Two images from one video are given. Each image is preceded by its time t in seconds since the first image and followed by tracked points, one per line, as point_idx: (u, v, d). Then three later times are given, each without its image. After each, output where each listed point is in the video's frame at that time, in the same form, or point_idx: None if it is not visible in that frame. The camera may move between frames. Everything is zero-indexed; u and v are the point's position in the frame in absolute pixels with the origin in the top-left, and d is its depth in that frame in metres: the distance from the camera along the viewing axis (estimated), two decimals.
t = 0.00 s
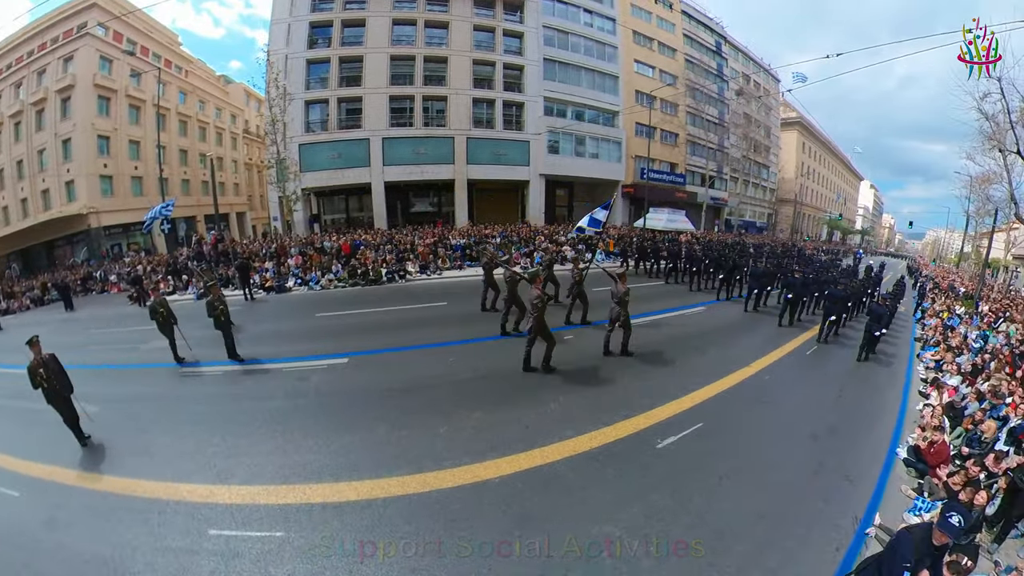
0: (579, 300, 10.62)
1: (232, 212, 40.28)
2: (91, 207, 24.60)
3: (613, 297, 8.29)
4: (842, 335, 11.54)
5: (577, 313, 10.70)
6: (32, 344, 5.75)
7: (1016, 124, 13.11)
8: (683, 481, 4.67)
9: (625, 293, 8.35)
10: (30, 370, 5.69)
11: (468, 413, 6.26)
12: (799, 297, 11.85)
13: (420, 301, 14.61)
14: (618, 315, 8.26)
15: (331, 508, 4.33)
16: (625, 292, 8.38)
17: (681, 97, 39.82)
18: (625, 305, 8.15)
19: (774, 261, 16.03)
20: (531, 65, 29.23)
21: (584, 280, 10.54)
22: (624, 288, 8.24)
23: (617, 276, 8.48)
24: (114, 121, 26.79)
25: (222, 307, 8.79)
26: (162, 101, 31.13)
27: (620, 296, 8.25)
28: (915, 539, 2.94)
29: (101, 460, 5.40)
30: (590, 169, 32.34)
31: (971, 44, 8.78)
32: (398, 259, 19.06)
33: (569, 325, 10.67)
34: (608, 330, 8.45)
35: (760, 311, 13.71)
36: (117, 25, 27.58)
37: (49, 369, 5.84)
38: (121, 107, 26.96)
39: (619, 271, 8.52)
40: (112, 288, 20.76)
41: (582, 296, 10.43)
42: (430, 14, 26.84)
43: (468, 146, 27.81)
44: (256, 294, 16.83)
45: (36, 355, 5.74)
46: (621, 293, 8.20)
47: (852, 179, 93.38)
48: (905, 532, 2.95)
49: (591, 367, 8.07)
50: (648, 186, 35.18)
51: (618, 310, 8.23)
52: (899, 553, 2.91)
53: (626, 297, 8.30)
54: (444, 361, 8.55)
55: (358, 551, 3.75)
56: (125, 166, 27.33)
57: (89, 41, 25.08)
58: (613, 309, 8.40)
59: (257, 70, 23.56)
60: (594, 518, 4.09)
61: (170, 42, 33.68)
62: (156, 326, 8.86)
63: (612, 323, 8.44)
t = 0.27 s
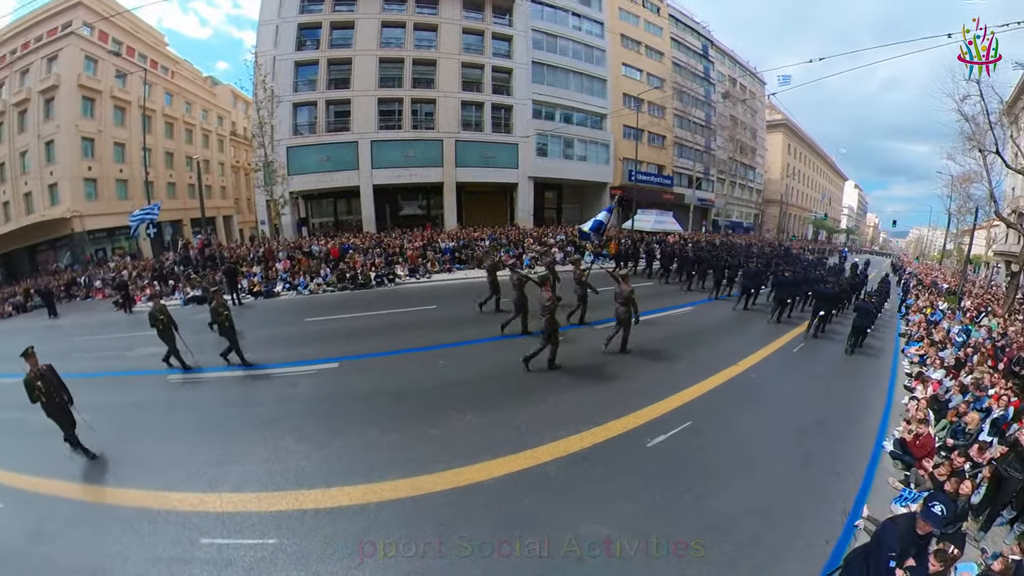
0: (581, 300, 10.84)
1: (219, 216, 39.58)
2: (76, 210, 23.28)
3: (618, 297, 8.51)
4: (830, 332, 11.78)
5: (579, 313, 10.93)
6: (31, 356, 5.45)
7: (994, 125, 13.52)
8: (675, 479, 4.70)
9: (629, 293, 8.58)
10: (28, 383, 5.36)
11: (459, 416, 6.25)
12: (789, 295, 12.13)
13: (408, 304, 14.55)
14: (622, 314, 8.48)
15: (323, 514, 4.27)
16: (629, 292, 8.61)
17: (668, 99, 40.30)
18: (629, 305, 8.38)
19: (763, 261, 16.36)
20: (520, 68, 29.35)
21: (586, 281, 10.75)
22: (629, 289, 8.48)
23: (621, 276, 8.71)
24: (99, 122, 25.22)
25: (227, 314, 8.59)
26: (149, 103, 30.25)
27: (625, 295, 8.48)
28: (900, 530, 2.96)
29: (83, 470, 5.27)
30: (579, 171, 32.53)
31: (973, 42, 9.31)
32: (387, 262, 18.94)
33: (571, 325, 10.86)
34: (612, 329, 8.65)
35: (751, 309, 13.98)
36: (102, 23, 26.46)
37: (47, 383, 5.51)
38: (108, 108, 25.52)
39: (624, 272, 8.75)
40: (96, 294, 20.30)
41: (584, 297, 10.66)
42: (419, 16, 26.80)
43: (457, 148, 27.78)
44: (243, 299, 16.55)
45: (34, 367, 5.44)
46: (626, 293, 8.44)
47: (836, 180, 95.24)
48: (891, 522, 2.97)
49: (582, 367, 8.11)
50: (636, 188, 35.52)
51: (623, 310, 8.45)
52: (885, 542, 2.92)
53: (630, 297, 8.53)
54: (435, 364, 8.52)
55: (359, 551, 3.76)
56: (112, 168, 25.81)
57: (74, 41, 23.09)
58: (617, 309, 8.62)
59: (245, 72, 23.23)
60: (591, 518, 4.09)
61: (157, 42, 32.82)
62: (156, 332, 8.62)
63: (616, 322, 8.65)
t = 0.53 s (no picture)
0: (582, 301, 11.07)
1: (207, 220, 38.91)
2: (62, 215, 22.19)
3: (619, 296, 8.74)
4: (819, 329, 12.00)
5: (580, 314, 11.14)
6: (29, 363, 5.15)
7: (975, 126, 13.90)
8: (667, 478, 4.74)
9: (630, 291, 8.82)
10: (26, 392, 5.08)
11: (449, 420, 6.22)
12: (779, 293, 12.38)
13: (397, 309, 14.48)
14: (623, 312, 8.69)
15: (315, 521, 4.20)
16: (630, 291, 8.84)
17: (656, 103, 40.79)
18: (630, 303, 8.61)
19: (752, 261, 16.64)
20: (509, 72, 29.48)
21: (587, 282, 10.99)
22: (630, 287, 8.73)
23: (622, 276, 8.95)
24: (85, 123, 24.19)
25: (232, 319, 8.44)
26: (136, 105, 29.51)
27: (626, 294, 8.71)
28: (887, 522, 2.92)
29: (67, 481, 5.13)
30: (568, 174, 32.70)
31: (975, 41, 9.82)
32: (376, 267, 18.83)
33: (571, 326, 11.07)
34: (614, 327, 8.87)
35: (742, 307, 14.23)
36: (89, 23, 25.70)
37: (46, 392, 5.23)
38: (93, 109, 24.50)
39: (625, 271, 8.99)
40: (81, 299, 19.90)
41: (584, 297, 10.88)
42: (409, 20, 26.79)
43: (446, 152, 27.74)
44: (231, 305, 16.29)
45: (33, 373, 5.16)
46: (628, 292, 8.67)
47: (821, 181, 97.02)
48: (879, 515, 2.92)
49: (572, 369, 8.15)
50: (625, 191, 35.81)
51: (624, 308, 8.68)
52: (872, 534, 2.88)
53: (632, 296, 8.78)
54: (425, 369, 8.48)
55: (359, 551, 3.80)
56: (98, 171, 24.88)
57: (61, 41, 22.38)
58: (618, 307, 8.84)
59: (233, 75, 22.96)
60: (587, 519, 4.10)
61: (144, 43, 32.18)
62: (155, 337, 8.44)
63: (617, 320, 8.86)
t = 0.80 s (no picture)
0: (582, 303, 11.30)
1: (195, 224, 38.28)
2: (46, 218, 22.13)
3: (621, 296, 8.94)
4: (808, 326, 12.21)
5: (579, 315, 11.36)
6: (33, 370, 5.02)
7: (956, 128, 14.27)
8: (662, 477, 4.77)
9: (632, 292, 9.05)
10: (30, 400, 4.94)
11: (442, 424, 6.18)
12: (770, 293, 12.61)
13: (388, 313, 14.38)
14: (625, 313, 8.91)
15: (308, 528, 4.15)
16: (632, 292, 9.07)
17: (645, 107, 41.25)
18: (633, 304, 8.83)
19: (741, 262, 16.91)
20: (499, 75, 29.61)
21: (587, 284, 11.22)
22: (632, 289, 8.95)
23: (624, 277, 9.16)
24: (71, 124, 23.90)
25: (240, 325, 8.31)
26: (122, 106, 28.96)
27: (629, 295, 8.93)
28: (876, 513, 2.99)
29: (51, 491, 4.99)
30: (558, 177, 32.83)
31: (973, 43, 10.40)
32: (366, 271, 18.68)
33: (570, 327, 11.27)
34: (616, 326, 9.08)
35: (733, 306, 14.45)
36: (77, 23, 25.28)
37: (51, 399, 5.08)
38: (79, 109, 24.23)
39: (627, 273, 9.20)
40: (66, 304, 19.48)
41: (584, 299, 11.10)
42: (399, 23, 26.76)
43: (436, 155, 27.68)
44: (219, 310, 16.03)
45: (36, 381, 5.02)
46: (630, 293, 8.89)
47: (807, 183, 98.64)
48: (868, 507, 3.00)
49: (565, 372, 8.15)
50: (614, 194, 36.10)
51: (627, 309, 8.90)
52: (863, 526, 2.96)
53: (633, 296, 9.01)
54: (417, 373, 8.42)
55: (359, 551, 3.81)
56: (83, 173, 24.47)
57: (45, 39, 21.85)
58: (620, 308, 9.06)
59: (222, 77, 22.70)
60: (584, 519, 4.11)
61: (133, 44, 31.70)
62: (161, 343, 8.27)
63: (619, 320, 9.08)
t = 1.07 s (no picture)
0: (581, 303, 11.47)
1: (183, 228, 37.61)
2: (31, 220, 21.95)
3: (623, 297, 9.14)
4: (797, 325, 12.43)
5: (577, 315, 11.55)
6: (35, 377, 4.83)
7: (938, 131, 14.64)
8: (658, 476, 4.79)
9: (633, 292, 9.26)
10: (34, 408, 4.74)
11: (437, 428, 6.14)
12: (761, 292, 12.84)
13: (379, 317, 14.28)
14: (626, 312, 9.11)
15: (303, 535, 4.08)
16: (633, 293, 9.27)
17: (634, 110, 41.68)
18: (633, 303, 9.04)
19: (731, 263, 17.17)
20: (490, 79, 29.69)
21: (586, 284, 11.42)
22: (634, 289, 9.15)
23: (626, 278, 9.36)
24: (58, 126, 23.71)
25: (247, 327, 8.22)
26: (109, 107, 28.35)
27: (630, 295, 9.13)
28: (867, 503, 2.98)
29: (36, 502, 4.86)
30: (548, 180, 32.99)
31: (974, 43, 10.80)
32: (357, 275, 18.53)
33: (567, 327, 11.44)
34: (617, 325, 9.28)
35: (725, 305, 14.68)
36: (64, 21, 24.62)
37: (55, 407, 4.90)
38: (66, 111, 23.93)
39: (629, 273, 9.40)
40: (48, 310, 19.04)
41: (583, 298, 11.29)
42: (390, 26, 26.70)
43: (426, 159, 27.62)
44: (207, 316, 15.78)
45: (39, 388, 4.84)
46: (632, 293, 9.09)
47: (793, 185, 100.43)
48: (859, 497, 3.00)
49: (558, 373, 8.16)
50: (604, 197, 36.34)
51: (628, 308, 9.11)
52: (855, 516, 2.96)
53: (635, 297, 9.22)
54: (410, 377, 8.35)
55: (359, 550, 3.84)
56: (68, 175, 24.02)
57: (33, 38, 22.09)
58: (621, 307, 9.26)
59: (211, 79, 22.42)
60: (582, 519, 4.11)
61: (122, 43, 30.97)
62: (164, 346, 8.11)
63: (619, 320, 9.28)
